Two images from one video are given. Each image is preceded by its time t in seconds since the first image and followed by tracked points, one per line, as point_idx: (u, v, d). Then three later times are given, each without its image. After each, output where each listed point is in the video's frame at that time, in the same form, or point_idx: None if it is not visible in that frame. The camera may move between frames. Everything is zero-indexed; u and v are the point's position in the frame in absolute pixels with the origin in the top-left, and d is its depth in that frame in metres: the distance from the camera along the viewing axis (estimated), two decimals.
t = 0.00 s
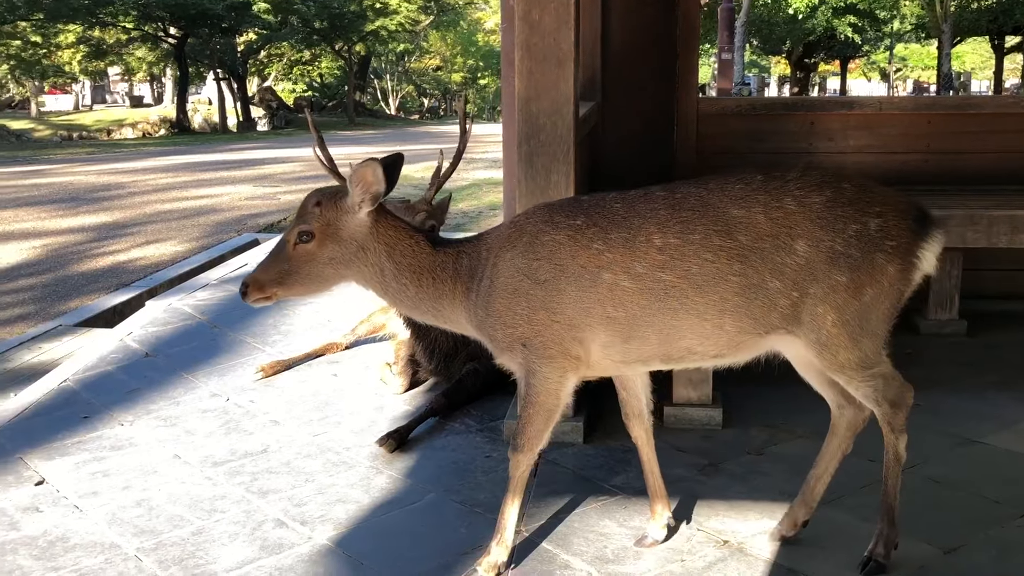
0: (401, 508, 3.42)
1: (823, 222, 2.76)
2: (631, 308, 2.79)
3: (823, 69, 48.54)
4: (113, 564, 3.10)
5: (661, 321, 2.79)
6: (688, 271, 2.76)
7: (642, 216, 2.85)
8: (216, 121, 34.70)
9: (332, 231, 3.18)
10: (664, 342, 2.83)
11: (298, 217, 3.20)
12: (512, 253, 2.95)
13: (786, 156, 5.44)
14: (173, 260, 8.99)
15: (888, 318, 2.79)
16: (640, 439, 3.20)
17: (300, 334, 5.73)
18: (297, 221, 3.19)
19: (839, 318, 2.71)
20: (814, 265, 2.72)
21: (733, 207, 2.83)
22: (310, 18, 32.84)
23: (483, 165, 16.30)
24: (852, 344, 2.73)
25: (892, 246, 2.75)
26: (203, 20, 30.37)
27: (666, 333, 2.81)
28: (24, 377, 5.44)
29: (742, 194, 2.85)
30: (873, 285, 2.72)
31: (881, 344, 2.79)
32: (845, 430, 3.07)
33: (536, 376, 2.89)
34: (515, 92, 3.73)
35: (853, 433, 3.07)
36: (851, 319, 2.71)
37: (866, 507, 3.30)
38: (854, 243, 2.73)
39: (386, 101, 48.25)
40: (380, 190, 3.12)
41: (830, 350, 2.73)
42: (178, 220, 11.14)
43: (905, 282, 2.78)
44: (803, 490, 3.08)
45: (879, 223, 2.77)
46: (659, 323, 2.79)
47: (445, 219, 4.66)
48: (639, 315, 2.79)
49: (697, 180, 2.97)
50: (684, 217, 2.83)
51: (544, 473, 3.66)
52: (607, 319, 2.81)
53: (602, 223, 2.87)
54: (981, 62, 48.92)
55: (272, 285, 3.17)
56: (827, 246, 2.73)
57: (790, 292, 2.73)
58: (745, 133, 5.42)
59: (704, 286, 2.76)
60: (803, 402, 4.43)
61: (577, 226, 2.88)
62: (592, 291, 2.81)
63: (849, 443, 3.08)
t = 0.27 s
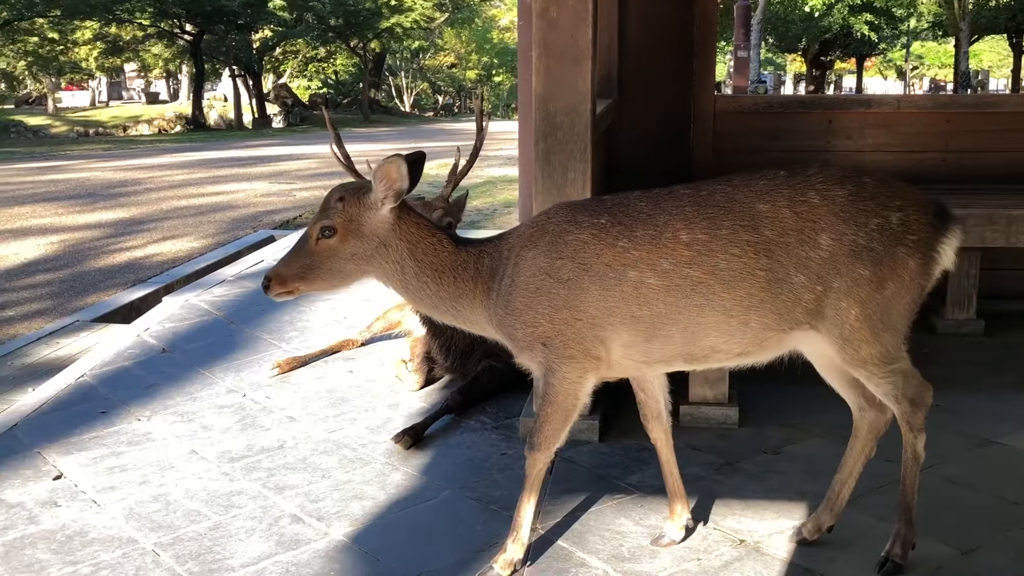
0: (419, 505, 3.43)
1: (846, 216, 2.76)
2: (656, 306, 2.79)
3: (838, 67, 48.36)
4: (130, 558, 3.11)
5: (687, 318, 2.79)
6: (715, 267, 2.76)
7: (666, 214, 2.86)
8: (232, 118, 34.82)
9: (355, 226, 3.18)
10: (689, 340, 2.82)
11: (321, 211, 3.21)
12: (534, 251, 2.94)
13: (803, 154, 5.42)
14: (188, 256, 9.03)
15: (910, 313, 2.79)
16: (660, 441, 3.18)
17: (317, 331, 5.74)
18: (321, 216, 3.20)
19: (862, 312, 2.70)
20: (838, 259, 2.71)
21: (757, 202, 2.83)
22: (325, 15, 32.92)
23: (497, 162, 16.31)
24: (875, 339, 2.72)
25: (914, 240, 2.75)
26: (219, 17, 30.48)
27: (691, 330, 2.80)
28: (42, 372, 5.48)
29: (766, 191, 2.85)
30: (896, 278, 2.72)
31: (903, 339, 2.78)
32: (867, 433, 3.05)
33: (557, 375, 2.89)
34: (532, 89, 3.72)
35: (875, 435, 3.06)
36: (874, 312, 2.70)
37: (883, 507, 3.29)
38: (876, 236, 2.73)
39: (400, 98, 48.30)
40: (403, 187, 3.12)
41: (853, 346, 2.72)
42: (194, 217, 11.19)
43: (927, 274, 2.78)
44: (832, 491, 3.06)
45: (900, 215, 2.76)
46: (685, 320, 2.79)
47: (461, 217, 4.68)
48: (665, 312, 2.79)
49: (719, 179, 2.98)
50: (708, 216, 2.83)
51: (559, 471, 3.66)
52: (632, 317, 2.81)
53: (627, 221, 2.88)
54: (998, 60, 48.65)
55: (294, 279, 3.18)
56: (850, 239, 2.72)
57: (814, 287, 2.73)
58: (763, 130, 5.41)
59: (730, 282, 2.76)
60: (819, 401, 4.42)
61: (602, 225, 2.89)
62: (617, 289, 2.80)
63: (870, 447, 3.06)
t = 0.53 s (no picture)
0: (431, 502, 3.44)
1: (864, 214, 2.75)
2: (675, 306, 2.78)
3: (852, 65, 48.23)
4: (143, 554, 3.13)
5: (707, 317, 2.79)
6: (733, 266, 2.76)
7: (686, 214, 2.85)
8: (244, 115, 34.92)
9: (377, 223, 3.17)
10: (707, 339, 2.82)
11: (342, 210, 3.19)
12: (554, 250, 2.95)
13: (814, 152, 5.41)
14: (200, 253, 9.07)
15: (927, 311, 2.78)
16: (673, 440, 3.18)
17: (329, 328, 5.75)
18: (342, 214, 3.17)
19: (881, 311, 2.69)
20: (856, 257, 2.71)
21: (775, 202, 2.83)
22: (337, 13, 32.96)
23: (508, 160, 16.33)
24: (894, 338, 2.71)
25: (932, 238, 2.73)
26: (231, 15, 30.59)
27: (710, 329, 2.80)
28: (55, 367, 5.50)
29: (784, 191, 2.85)
30: (914, 276, 2.70)
31: (921, 338, 2.77)
32: (883, 433, 3.04)
33: (574, 374, 2.90)
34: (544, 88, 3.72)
35: (891, 435, 3.04)
36: (892, 310, 2.69)
37: (895, 507, 3.28)
38: (894, 234, 2.72)
39: (411, 96, 48.35)
40: (425, 184, 3.13)
41: (870, 345, 2.71)
42: (207, 214, 11.23)
43: (945, 272, 2.76)
44: (844, 491, 3.06)
45: (919, 214, 2.75)
46: (705, 320, 2.79)
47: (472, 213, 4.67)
48: (684, 312, 2.79)
49: (737, 179, 2.98)
50: (727, 216, 2.83)
51: (571, 469, 3.67)
52: (651, 317, 2.81)
53: (646, 222, 2.88)
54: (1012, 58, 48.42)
55: (316, 277, 3.16)
56: (869, 238, 2.72)
57: (832, 285, 2.72)
58: (776, 129, 5.41)
59: (749, 281, 2.75)
60: (831, 400, 4.41)
61: (621, 225, 2.89)
62: (636, 289, 2.80)
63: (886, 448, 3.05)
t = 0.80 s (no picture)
0: (438, 501, 3.44)
1: (869, 208, 2.76)
2: (681, 298, 2.79)
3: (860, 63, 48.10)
4: (150, 551, 3.13)
5: (713, 310, 2.79)
6: (738, 259, 2.77)
7: (692, 207, 2.86)
8: (252, 114, 34.98)
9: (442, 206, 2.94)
10: (713, 332, 2.82)
11: (406, 194, 2.87)
12: (566, 243, 2.94)
13: (823, 150, 5.38)
14: (208, 251, 9.08)
15: (935, 309, 2.76)
16: (681, 436, 3.18)
17: (337, 326, 5.76)
18: (416, 198, 2.87)
19: (885, 307, 2.69)
20: (861, 250, 2.71)
21: (779, 196, 2.84)
22: (345, 12, 32.98)
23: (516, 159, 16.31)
24: (900, 333, 2.70)
25: (938, 235, 2.73)
26: (239, 14, 30.65)
27: (715, 322, 2.80)
28: (64, 365, 5.52)
29: (789, 185, 2.86)
30: (919, 273, 2.70)
31: (928, 335, 2.76)
32: (891, 435, 3.04)
33: (582, 368, 2.89)
34: (552, 85, 3.71)
35: (899, 437, 3.04)
36: (897, 307, 2.69)
37: (903, 506, 3.27)
38: (899, 229, 2.72)
39: (419, 95, 48.35)
40: (478, 167, 3.01)
41: (876, 341, 2.70)
42: (215, 213, 11.24)
43: (953, 269, 2.74)
44: (853, 491, 3.06)
45: (924, 209, 2.75)
46: (711, 313, 2.79)
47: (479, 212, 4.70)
48: (690, 304, 2.79)
49: (742, 174, 2.99)
50: (732, 209, 2.84)
51: (578, 467, 3.66)
52: (658, 309, 2.81)
53: (652, 214, 2.88)
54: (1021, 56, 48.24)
55: (408, 266, 2.83)
56: (875, 232, 2.72)
57: (838, 279, 2.72)
58: (783, 128, 5.41)
59: (754, 274, 2.76)
60: (839, 398, 4.40)
61: (628, 218, 2.90)
62: (643, 282, 2.81)
63: (894, 445, 3.04)
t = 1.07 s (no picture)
0: (442, 500, 3.44)
1: (868, 205, 2.77)
2: (682, 296, 2.80)
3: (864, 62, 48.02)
4: (156, 551, 3.14)
5: (714, 308, 2.80)
6: (738, 256, 2.78)
7: (694, 206, 2.88)
8: (256, 115, 35.02)
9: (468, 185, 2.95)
10: (714, 331, 2.83)
11: (437, 170, 2.86)
12: (571, 240, 2.97)
13: (828, 148, 5.36)
14: (213, 251, 9.09)
15: (935, 306, 2.76)
16: (683, 434, 3.18)
17: (341, 326, 5.76)
18: (448, 174, 2.87)
19: (884, 303, 2.69)
20: (860, 247, 2.72)
21: (779, 195, 2.85)
22: (349, 12, 33.00)
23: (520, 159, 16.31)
24: (900, 331, 2.70)
25: (936, 231, 2.73)
26: (243, 14, 30.71)
27: (717, 320, 2.81)
28: (69, 365, 5.53)
29: (789, 183, 2.87)
30: (918, 269, 2.69)
31: (929, 332, 2.75)
32: (895, 433, 3.03)
33: (585, 367, 2.89)
34: (556, 84, 3.72)
35: (903, 435, 3.03)
36: (896, 303, 2.69)
37: (908, 505, 3.27)
38: (897, 226, 2.72)
39: (423, 94, 48.36)
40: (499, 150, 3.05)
41: (876, 338, 2.70)
42: (219, 213, 11.26)
43: (953, 265, 2.74)
44: (858, 491, 3.05)
45: (922, 206, 2.75)
46: (713, 311, 2.80)
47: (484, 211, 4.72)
48: (692, 302, 2.80)
49: (744, 173, 3.01)
50: (733, 207, 2.86)
51: (582, 466, 3.67)
52: (660, 307, 2.82)
53: (655, 213, 2.90)
54: None
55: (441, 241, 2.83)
56: (874, 229, 2.72)
57: (838, 276, 2.72)
58: (787, 126, 5.41)
59: (755, 271, 2.77)
60: (844, 397, 4.39)
61: (631, 216, 2.92)
62: (645, 279, 2.82)
63: (898, 443, 3.03)
